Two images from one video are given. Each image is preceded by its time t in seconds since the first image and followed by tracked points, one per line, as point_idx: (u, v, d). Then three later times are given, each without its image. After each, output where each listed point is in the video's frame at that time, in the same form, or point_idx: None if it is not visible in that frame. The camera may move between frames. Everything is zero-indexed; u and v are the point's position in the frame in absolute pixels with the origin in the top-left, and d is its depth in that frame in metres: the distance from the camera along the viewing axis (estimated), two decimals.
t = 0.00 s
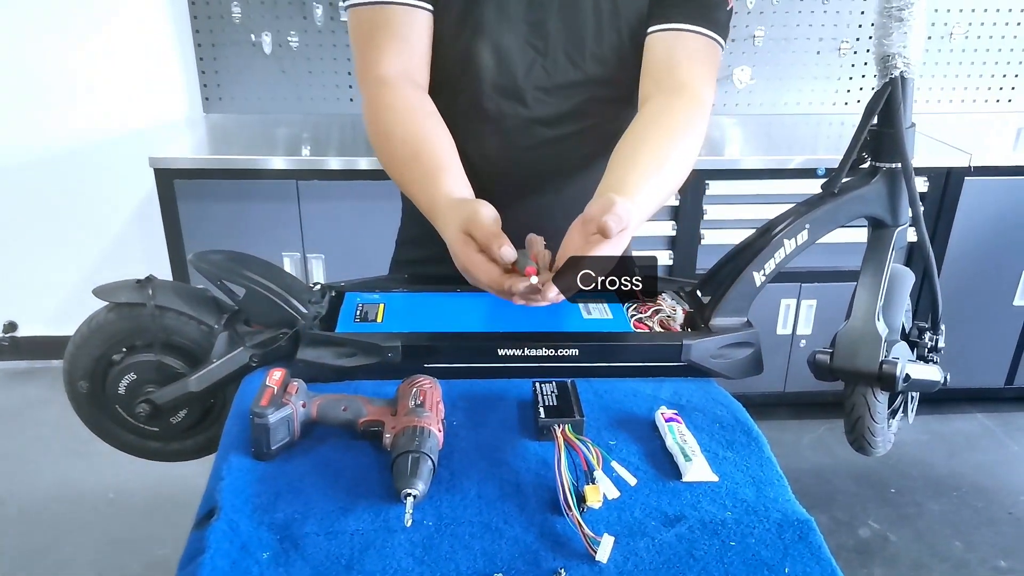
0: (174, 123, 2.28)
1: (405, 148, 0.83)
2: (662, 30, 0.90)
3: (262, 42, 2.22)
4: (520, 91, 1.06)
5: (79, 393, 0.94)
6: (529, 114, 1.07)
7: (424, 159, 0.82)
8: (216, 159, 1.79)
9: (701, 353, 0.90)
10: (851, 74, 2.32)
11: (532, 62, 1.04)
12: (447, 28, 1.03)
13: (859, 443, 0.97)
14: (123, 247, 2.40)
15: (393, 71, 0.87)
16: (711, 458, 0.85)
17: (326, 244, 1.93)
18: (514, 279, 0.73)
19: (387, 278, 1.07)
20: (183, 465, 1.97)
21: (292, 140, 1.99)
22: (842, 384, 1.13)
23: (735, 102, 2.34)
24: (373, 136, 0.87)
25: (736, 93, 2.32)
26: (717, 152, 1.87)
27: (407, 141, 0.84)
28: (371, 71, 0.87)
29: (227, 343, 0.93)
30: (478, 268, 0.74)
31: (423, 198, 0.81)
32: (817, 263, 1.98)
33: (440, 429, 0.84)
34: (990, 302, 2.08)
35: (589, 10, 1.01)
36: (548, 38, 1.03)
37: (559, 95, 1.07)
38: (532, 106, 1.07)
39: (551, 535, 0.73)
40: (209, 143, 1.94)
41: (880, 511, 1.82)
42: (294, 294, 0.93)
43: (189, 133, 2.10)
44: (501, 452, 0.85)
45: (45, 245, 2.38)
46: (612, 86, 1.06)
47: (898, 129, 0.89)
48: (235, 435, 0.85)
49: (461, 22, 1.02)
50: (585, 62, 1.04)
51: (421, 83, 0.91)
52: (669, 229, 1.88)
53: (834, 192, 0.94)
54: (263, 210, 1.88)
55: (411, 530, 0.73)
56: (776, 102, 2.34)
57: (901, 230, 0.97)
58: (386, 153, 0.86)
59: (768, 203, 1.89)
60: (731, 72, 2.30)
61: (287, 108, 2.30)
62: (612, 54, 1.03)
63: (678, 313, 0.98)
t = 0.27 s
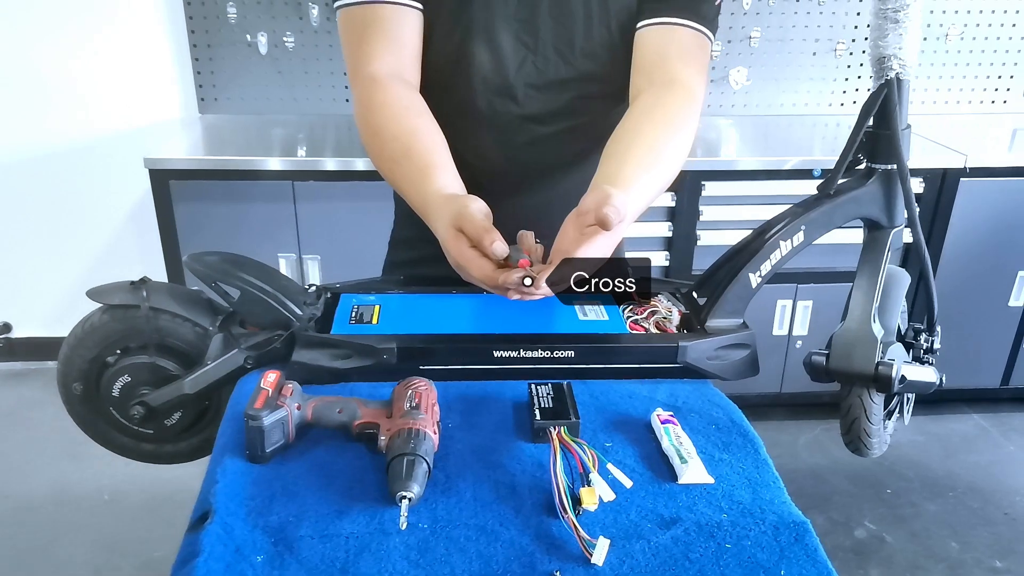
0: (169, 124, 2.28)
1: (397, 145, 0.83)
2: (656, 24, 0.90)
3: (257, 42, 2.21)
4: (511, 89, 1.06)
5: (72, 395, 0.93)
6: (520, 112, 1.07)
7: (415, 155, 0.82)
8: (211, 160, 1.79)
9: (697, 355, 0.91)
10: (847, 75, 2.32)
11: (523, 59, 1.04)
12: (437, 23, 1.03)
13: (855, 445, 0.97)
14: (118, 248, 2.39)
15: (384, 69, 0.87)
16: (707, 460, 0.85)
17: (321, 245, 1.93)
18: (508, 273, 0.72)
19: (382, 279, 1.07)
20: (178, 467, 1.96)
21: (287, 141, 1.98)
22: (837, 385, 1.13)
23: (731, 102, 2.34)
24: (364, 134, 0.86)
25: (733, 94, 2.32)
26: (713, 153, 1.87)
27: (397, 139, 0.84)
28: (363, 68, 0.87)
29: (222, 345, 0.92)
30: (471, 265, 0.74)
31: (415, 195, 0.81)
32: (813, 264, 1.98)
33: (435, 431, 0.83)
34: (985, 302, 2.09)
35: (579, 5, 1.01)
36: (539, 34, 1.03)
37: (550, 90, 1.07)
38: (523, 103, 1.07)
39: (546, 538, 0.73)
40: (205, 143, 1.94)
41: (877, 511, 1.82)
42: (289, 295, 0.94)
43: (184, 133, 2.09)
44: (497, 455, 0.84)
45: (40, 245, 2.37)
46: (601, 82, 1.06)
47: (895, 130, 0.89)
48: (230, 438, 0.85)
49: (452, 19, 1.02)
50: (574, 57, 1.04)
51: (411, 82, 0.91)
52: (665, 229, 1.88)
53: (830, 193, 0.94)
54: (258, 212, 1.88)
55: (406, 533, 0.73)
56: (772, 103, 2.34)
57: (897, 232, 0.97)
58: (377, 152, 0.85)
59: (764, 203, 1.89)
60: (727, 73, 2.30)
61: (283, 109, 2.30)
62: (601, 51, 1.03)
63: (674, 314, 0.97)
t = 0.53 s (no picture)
0: (169, 120, 2.27)
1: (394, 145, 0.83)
2: (653, 26, 0.89)
3: (258, 38, 2.20)
4: (509, 86, 1.06)
5: (72, 391, 0.93)
6: (517, 109, 1.07)
7: (413, 156, 0.81)
8: (212, 157, 1.78)
9: (697, 353, 0.90)
10: (849, 72, 2.31)
11: (520, 57, 1.04)
12: (436, 19, 1.02)
13: (856, 442, 0.97)
14: (118, 245, 2.39)
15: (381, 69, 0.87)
16: (708, 458, 0.85)
17: (321, 242, 1.93)
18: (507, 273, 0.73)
19: (383, 276, 1.07)
20: (178, 464, 1.96)
21: (287, 138, 1.98)
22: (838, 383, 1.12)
23: (733, 100, 2.33)
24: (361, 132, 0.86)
25: (734, 91, 2.32)
26: (714, 150, 1.87)
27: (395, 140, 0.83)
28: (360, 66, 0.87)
29: (222, 341, 0.92)
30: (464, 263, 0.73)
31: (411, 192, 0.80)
32: (814, 262, 1.98)
33: (436, 428, 0.83)
34: (986, 301, 2.08)
35: (576, 4, 1.00)
36: (535, 32, 1.02)
37: (547, 88, 1.06)
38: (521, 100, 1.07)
39: (546, 536, 0.73)
40: (205, 140, 1.93)
41: (877, 510, 1.82)
42: (288, 292, 0.93)
43: (183, 130, 2.09)
44: (498, 452, 0.84)
45: (40, 242, 2.37)
46: (599, 80, 1.05)
47: (897, 127, 0.88)
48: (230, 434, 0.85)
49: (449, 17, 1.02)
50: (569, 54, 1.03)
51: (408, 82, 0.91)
52: (666, 227, 1.88)
53: (832, 190, 0.94)
54: (258, 209, 1.88)
55: (406, 530, 0.73)
56: (774, 100, 2.34)
57: (898, 230, 0.97)
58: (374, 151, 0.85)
59: (765, 201, 1.89)
60: (728, 70, 2.29)
61: (283, 105, 2.29)
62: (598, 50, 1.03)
63: (675, 312, 0.97)
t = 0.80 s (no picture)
0: (178, 117, 2.28)
1: (407, 183, 0.74)
2: (681, 55, 0.96)
3: (267, 36, 2.21)
4: (522, 93, 1.01)
5: (81, 386, 0.94)
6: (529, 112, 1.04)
7: (430, 201, 0.73)
8: (220, 154, 1.79)
9: (705, 352, 0.90)
10: (858, 72, 2.30)
11: (534, 67, 0.98)
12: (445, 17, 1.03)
13: (863, 444, 0.96)
14: (127, 241, 2.40)
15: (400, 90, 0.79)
16: (715, 458, 0.85)
17: (329, 239, 1.93)
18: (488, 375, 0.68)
19: (391, 274, 1.07)
20: (185, 459, 1.97)
21: (296, 135, 1.98)
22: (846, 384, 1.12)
23: (741, 100, 2.33)
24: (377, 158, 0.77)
25: (742, 92, 2.31)
26: (722, 150, 1.86)
27: (409, 177, 0.75)
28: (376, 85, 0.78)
29: (230, 337, 0.93)
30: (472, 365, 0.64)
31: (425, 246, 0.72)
32: (822, 262, 1.98)
33: (443, 426, 0.83)
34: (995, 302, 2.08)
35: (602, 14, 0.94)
36: (553, 40, 0.95)
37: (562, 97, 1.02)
38: (529, 104, 1.02)
39: (553, 534, 0.73)
40: (213, 137, 1.94)
41: (883, 511, 1.82)
42: (296, 290, 0.95)
43: (192, 127, 2.10)
44: (505, 450, 0.85)
45: (49, 238, 2.38)
46: (614, 83, 1.03)
47: (907, 127, 0.88)
48: (238, 430, 0.85)
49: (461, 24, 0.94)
50: (590, 66, 0.99)
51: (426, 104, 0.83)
52: (673, 226, 1.88)
53: (841, 191, 0.93)
54: (265, 205, 1.88)
55: (412, 527, 0.73)
56: (782, 100, 2.33)
57: (907, 231, 0.96)
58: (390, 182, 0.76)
59: (773, 201, 1.88)
60: (737, 70, 2.29)
61: (292, 103, 2.30)
62: (614, 53, 0.98)
63: (682, 312, 0.97)
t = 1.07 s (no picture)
0: (181, 111, 2.28)
1: (427, 198, 0.76)
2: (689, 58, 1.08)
3: (270, 31, 2.20)
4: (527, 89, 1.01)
5: (82, 380, 0.94)
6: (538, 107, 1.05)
7: (450, 221, 0.75)
8: (224, 149, 1.79)
9: (706, 350, 0.91)
10: (862, 72, 2.30)
11: (563, 69, 1.00)
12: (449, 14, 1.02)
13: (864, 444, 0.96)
14: (129, 236, 2.40)
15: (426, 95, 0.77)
16: (716, 456, 0.85)
17: (331, 235, 1.93)
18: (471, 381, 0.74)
19: (394, 270, 1.07)
20: (186, 454, 1.97)
21: (299, 130, 1.98)
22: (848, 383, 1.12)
23: (745, 98, 2.32)
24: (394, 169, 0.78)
25: (746, 90, 2.31)
26: (726, 148, 1.86)
27: (429, 191, 0.76)
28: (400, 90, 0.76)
29: (232, 332, 0.93)
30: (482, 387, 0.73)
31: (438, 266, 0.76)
32: (824, 261, 1.97)
33: (445, 422, 0.83)
34: (998, 303, 2.07)
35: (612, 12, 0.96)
36: (581, 44, 0.97)
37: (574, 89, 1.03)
38: (547, 104, 1.04)
39: (554, 531, 0.73)
40: (216, 132, 1.94)
41: (883, 511, 1.82)
42: (299, 285, 0.95)
43: (195, 121, 2.09)
44: (506, 447, 0.84)
45: (51, 231, 2.38)
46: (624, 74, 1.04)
47: (912, 127, 0.87)
48: (238, 425, 0.85)
49: (489, 32, 0.93)
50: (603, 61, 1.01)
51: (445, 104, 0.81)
52: (675, 225, 1.87)
53: (845, 190, 0.93)
54: (268, 201, 1.88)
55: (414, 524, 0.73)
56: (786, 99, 2.33)
57: (911, 230, 0.96)
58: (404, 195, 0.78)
59: (776, 200, 1.88)
60: (741, 68, 2.28)
61: (295, 98, 2.30)
62: (637, 53, 1.01)
63: (684, 310, 0.97)
